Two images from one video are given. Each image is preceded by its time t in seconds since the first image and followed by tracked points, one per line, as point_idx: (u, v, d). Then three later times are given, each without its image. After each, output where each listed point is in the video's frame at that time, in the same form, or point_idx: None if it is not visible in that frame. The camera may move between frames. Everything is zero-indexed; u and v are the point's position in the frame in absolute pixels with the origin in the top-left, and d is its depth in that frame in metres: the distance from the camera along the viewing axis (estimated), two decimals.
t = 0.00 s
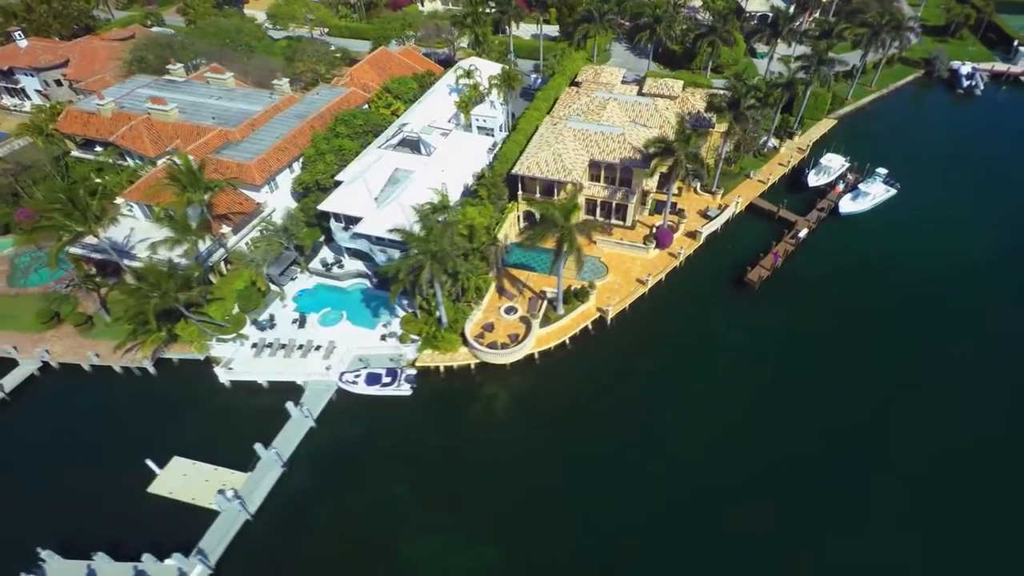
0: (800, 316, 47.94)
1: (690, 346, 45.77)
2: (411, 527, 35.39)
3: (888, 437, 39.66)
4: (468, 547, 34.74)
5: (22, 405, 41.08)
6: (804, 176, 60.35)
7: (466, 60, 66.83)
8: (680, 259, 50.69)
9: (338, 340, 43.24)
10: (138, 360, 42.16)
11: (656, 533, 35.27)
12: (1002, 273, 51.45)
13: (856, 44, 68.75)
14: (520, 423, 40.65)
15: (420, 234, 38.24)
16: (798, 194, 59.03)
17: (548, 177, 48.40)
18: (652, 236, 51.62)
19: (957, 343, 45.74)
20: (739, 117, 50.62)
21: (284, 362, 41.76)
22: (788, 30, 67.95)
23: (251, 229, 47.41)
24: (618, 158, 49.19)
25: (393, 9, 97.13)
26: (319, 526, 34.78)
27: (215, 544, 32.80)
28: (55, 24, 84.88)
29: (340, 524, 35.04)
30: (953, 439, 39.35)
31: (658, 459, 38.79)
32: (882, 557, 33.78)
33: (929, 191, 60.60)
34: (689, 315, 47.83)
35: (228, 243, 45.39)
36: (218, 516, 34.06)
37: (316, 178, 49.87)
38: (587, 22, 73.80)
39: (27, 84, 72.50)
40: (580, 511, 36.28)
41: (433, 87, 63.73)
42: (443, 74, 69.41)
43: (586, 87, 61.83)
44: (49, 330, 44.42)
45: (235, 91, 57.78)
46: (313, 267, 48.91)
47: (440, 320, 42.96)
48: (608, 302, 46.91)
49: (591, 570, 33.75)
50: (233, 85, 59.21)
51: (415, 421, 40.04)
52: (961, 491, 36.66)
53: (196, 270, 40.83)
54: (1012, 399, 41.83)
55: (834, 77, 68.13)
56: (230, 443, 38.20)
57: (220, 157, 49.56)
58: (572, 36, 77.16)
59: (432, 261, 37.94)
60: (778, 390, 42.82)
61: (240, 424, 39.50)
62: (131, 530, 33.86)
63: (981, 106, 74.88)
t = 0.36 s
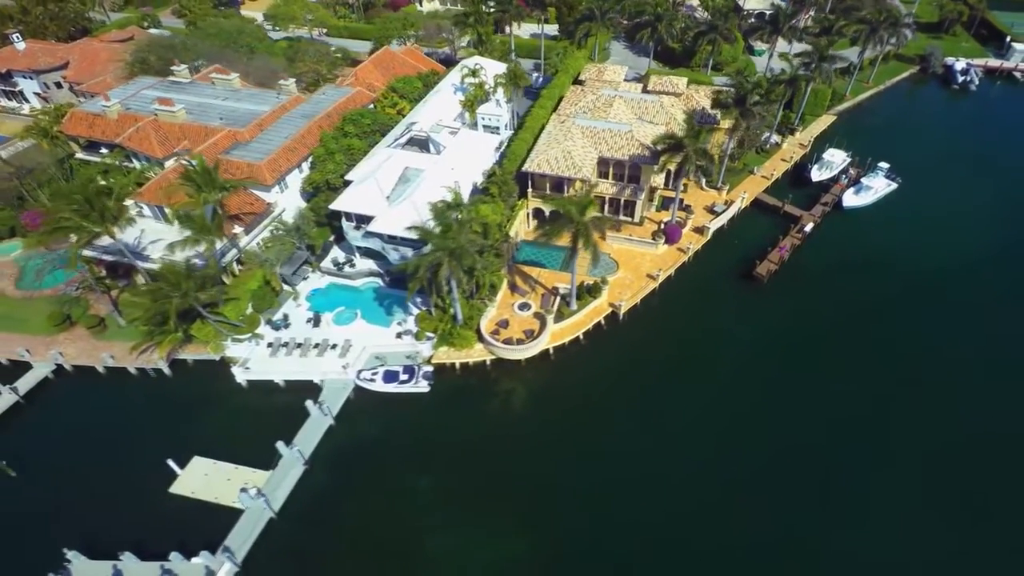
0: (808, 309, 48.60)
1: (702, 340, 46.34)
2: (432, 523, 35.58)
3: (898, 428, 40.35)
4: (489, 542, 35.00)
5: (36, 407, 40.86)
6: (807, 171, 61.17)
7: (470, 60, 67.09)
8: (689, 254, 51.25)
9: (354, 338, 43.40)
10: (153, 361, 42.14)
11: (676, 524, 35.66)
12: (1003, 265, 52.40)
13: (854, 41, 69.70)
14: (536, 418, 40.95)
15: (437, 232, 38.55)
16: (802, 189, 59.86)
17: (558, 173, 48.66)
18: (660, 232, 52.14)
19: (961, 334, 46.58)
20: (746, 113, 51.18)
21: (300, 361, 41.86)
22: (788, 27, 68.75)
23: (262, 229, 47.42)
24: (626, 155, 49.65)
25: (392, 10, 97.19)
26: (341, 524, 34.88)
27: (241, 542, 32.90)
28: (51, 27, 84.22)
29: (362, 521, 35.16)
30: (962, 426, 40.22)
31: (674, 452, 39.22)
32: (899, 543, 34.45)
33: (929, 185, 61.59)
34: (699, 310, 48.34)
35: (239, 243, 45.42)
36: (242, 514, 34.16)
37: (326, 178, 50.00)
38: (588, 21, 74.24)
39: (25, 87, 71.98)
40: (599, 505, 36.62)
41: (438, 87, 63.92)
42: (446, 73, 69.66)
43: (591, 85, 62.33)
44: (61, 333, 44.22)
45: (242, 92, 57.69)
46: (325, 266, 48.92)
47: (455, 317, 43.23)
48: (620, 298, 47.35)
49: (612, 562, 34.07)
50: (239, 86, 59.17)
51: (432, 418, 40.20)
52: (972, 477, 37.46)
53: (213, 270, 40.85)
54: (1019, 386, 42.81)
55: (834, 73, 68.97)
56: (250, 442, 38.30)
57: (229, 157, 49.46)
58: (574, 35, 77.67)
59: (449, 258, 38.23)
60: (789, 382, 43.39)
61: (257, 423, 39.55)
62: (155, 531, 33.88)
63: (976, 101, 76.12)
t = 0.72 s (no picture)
0: (819, 303, 49.15)
1: (715, 333, 46.87)
2: (456, 517, 35.83)
3: (911, 418, 40.95)
4: (513, 535, 35.29)
5: (54, 407, 40.84)
6: (812, 167, 61.89)
7: (476, 58, 67.37)
8: (700, 250, 51.76)
9: (371, 336, 43.64)
10: (172, 361, 42.21)
11: (698, 515, 36.01)
12: (1007, 258, 53.22)
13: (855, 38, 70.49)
14: (555, 413, 41.28)
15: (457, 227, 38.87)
16: (808, 185, 60.65)
17: (571, 171, 48.95)
18: (671, 228, 52.63)
19: (969, 326, 47.29)
20: (755, 109, 51.22)
21: (319, 359, 42.04)
22: (791, 25, 69.44)
23: (276, 229, 47.34)
24: (637, 152, 50.15)
25: (394, 10, 97.34)
26: (366, 520, 35.10)
27: (269, 538, 33.13)
28: (52, 28, 83.93)
29: (387, 517, 35.40)
30: (973, 416, 40.98)
31: (692, 445, 39.61)
32: (917, 530, 35.05)
33: (932, 180, 62.38)
34: (711, 305, 48.81)
35: (257, 242, 45.03)
36: (268, 510, 34.42)
37: (339, 177, 50.16)
38: (593, 20, 74.64)
39: (29, 88, 71.57)
40: (621, 498, 36.96)
41: (446, 85, 64.08)
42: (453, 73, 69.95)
43: (598, 84, 62.78)
44: (77, 333, 44.23)
45: (251, 92, 57.67)
46: (339, 264, 49.26)
47: (472, 314, 43.27)
48: (634, 294, 47.80)
49: (636, 554, 34.40)
50: (248, 86, 59.18)
51: (452, 415, 40.48)
52: (986, 465, 38.16)
53: (233, 269, 40.82)
54: None
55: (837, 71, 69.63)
56: (272, 439, 38.56)
57: (242, 157, 49.43)
58: (578, 33, 78.11)
59: (468, 254, 38.50)
60: (803, 375, 43.87)
61: (278, 422, 39.73)
62: (183, 528, 34.12)
63: (975, 98, 77.09)
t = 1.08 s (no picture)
0: (828, 297, 49.76)
1: (729, 328, 47.39)
2: (480, 511, 36.16)
3: (927, 405, 41.84)
4: (538, 528, 35.62)
5: (76, 406, 40.95)
6: (819, 163, 62.52)
7: (485, 58, 67.72)
8: (712, 246, 52.29)
9: (390, 333, 43.88)
10: (192, 360, 42.40)
11: (719, 506, 36.46)
12: (1013, 251, 53.99)
13: (859, 36, 71.31)
14: (574, 408, 41.67)
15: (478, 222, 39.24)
16: (815, 181, 61.32)
17: (585, 168, 49.36)
18: (683, 225, 53.16)
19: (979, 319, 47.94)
20: (765, 106, 51.71)
21: (339, 356, 42.30)
22: (795, 22, 70.20)
23: (292, 227, 47.58)
24: (649, 149, 50.66)
25: (398, 10, 97.63)
26: (392, 514, 35.41)
27: (298, 533, 33.44)
28: (56, 29, 83.89)
29: (412, 512, 35.73)
30: (985, 407, 41.66)
31: (711, 438, 40.03)
32: (935, 518, 35.66)
33: (937, 176, 63.14)
34: (724, 300, 49.30)
35: (274, 240, 45.29)
36: (295, 506, 34.75)
37: (354, 175, 50.46)
38: (599, 19, 75.03)
39: (35, 90, 71.61)
40: (643, 490, 37.37)
41: (455, 84, 64.33)
42: (460, 72, 70.25)
43: (606, 82, 63.24)
44: (95, 333, 44.31)
45: (263, 91, 57.81)
46: (355, 263, 49.48)
47: (490, 310, 43.67)
48: (648, 290, 48.24)
49: (659, 544, 34.79)
50: (259, 86, 59.36)
51: (473, 410, 40.83)
52: (1000, 454, 38.82)
53: (255, 268, 40.84)
54: None
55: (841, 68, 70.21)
56: (295, 437, 38.90)
57: (257, 156, 49.57)
58: (583, 32, 78.53)
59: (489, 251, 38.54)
60: (818, 368, 44.37)
61: (301, 420, 40.04)
62: (211, 524, 34.42)
63: (976, 95, 77.99)
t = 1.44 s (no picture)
0: (838, 290, 50.39)
1: (743, 322, 47.87)
2: (502, 505, 36.47)
3: (940, 391, 42.75)
4: (560, 521, 35.96)
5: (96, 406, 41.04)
6: (824, 159, 63.20)
7: (492, 57, 68.07)
8: (723, 241, 52.80)
9: (408, 330, 44.13)
10: (212, 359, 42.55)
11: (739, 497, 36.94)
12: (1018, 244, 54.78)
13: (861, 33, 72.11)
14: (591, 402, 42.07)
15: (497, 218, 39.55)
16: (821, 177, 61.97)
17: (597, 165, 49.81)
18: (694, 221, 53.67)
19: (986, 311, 48.63)
20: (774, 103, 52.40)
21: (358, 353, 42.51)
22: (799, 19, 70.96)
23: (308, 226, 47.80)
24: (660, 146, 51.23)
25: (400, 10, 97.82)
26: (416, 509, 35.71)
27: (326, 528, 33.71)
28: (59, 30, 83.67)
29: (436, 507, 36.03)
30: (997, 397, 42.30)
31: (728, 430, 40.51)
32: (952, 506, 36.23)
33: (941, 171, 63.93)
34: (736, 295, 49.83)
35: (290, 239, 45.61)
36: (321, 502, 35.05)
37: (367, 174, 50.70)
38: (603, 18, 75.37)
39: (39, 91, 71.26)
40: (663, 483, 37.77)
41: (464, 82, 64.60)
42: (467, 71, 70.56)
43: (613, 80, 63.74)
44: (113, 333, 44.35)
45: (273, 91, 57.97)
46: (369, 261, 49.69)
47: (508, 306, 43.99)
48: (662, 285, 48.70)
49: (682, 535, 35.23)
50: (269, 86, 59.53)
51: (492, 406, 41.17)
52: (1013, 444, 39.47)
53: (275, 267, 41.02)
54: None
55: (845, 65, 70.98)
56: (318, 434, 39.14)
57: (271, 155, 49.72)
58: (588, 30, 78.98)
59: (510, 247, 38.80)
60: (830, 361, 44.95)
61: (322, 417, 40.32)
62: (238, 521, 34.63)
63: (975, 91, 78.95)
